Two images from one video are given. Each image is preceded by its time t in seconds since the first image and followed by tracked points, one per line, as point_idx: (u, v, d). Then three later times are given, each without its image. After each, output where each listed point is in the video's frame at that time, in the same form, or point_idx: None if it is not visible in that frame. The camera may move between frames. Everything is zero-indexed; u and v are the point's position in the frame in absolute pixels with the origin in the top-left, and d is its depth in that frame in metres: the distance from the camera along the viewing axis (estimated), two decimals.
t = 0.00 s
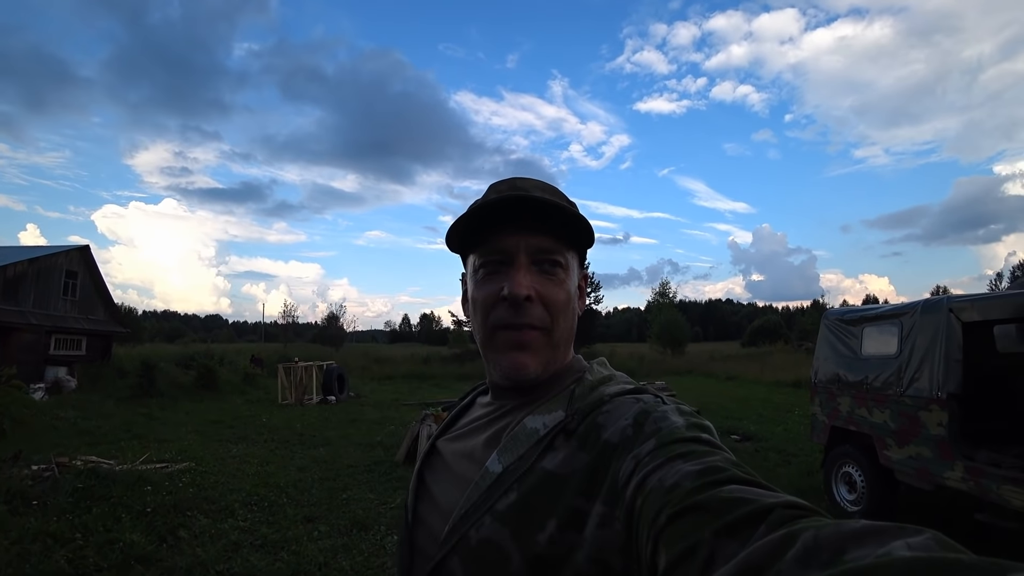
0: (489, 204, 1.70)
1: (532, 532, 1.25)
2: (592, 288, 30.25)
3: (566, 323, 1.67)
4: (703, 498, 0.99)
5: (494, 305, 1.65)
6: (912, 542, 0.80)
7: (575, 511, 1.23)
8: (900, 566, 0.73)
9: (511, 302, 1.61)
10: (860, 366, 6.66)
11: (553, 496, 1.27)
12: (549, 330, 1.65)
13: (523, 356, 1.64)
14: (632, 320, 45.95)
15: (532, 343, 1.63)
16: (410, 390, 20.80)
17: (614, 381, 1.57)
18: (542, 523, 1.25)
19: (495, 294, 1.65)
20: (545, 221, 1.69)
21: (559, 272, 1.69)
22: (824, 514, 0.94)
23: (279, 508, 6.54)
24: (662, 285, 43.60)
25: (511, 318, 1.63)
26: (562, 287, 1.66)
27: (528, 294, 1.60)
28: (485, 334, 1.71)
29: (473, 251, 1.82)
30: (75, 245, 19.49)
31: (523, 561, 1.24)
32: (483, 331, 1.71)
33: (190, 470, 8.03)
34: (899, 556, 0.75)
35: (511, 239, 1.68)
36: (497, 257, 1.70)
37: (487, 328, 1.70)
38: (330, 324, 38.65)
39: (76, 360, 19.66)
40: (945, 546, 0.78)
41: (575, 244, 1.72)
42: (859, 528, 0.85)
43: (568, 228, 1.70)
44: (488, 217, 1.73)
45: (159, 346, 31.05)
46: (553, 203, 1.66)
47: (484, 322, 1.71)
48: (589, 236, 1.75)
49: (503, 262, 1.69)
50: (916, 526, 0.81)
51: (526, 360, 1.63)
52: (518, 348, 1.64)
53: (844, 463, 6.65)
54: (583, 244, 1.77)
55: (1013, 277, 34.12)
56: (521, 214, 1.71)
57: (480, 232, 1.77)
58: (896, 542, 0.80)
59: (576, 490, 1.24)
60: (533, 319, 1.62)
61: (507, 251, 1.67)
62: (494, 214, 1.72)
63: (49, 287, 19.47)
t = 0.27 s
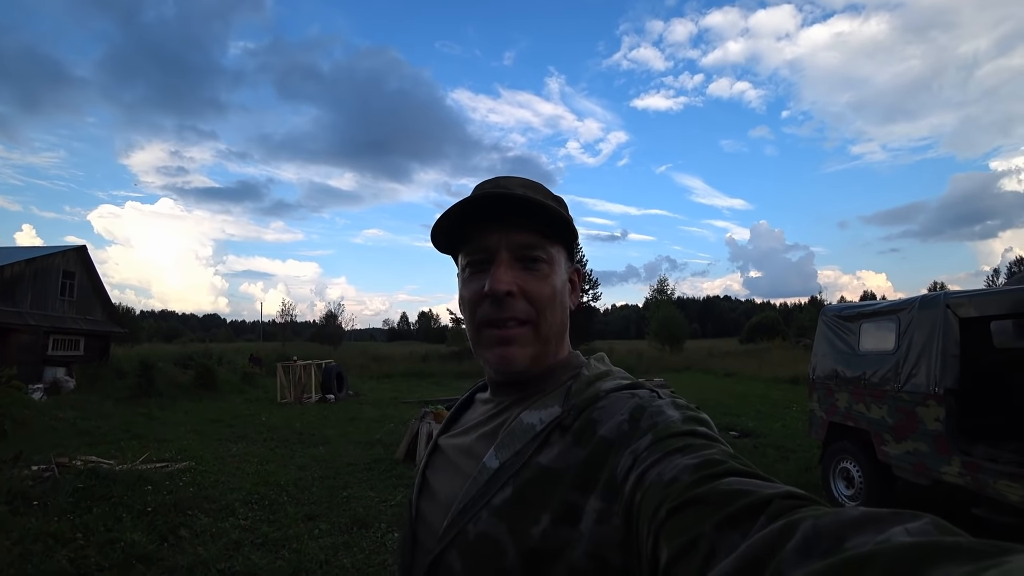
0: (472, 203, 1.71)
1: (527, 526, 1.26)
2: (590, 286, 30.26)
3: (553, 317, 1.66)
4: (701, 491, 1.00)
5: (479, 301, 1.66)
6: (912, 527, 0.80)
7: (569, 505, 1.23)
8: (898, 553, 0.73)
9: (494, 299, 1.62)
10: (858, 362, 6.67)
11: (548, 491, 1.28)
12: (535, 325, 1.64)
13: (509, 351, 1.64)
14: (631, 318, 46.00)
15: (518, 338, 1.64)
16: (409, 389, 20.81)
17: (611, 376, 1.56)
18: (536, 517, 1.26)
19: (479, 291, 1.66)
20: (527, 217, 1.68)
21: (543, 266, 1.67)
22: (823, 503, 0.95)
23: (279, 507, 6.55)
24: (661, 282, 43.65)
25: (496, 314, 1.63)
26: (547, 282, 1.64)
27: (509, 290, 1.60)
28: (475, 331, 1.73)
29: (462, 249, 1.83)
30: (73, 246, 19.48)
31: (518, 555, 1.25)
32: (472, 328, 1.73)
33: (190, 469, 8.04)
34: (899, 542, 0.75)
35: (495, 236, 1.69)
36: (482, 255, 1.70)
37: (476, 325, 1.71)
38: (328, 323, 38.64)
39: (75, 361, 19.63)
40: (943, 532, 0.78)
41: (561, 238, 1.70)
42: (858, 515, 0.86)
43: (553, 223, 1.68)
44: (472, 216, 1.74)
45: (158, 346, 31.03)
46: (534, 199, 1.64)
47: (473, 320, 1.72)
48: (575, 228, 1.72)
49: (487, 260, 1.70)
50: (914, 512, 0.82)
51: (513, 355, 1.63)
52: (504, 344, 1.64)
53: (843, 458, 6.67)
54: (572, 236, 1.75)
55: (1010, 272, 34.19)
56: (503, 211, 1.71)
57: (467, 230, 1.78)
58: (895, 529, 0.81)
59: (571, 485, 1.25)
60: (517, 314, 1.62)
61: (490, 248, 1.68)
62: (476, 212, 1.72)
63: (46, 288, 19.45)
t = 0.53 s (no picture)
0: (472, 199, 1.71)
1: (532, 521, 1.27)
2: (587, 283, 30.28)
3: (555, 311, 1.65)
4: (709, 492, 1.00)
5: (482, 297, 1.67)
6: (922, 530, 0.81)
7: (573, 501, 1.23)
8: (909, 554, 0.74)
9: (495, 294, 1.62)
10: (854, 364, 6.70)
11: (553, 486, 1.28)
12: (537, 319, 1.63)
13: (512, 345, 1.64)
14: (627, 316, 46.08)
15: (520, 332, 1.63)
16: (404, 384, 20.81)
17: (619, 372, 1.56)
18: (540, 513, 1.26)
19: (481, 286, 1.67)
20: (526, 211, 1.67)
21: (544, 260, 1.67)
22: (832, 504, 0.95)
23: (275, 499, 6.55)
24: (657, 280, 43.72)
25: (497, 309, 1.63)
26: (548, 276, 1.64)
27: (508, 285, 1.60)
28: (479, 326, 1.73)
29: (465, 245, 1.84)
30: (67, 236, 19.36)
31: (522, 550, 1.25)
32: (476, 324, 1.74)
33: (186, 461, 8.03)
34: (910, 545, 0.76)
35: (495, 231, 1.69)
36: (484, 251, 1.71)
37: (479, 320, 1.72)
38: (324, 316, 38.58)
39: (69, 351, 19.55)
40: (955, 534, 0.79)
41: (562, 232, 1.69)
42: (868, 517, 0.86)
43: (552, 216, 1.67)
44: (472, 212, 1.74)
45: (153, 337, 30.94)
46: (531, 193, 1.64)
47: (477, 315, 1.73)
48: (576, 221, 1.71)
49: (489, 255, 1.70)
50: (925, 515, 0.82)
51: (516, 349, 1.63)
52: (506, 338, 1.64)
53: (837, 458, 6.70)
54: (573, 230, 1.73)
55: (1004, 275, 34.36)
56: (502, 206, 1.70)
57: (469, 227, 1.79)
58: (906, 532, 0.81)
59: (575, 481, 1.25)
60: (518, 308, 1.62)
61: (491, 243, 1.69)
62: (476, 208, 1.73)
63: (40, 277, 19.34)
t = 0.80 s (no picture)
0: (480, 195, 1.70)
1: (536, 521, 1.26)
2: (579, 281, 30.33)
3: (563, 308, 1.65)
4: (713, 492, 0.99)
5: (490, 294, 1.66)
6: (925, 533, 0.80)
7: (577, 500, 1.23)
8: (911, 557, 0.74)
9: (504, 290, 1.61)
10: (844, 363, 6.75)
11: (556, 486, 1.28)
12: (546, 316, 1.63)
13: (520, 342, 1.64)
14: (618, 314, 46.21)
15: (528, 329, 1.63)
16: (396, 380, 20.78)
17: (622, 370, 1.56)
18: (544, 512, 1.26)
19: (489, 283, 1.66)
20: (535, 208, 1.67)
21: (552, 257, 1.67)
22: (835, 506, 0.95)
23: (266, 496, 6.51)
24: (649, 279, 43.85)
25: (506, 306, 1.63)
26: (556, 274, 1.64)
27: (518, 282, 1.60)
28: (485, 323, 1.73)
29: (470, 242, 1.83)
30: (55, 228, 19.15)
31: (526, 552, 1.25)
32: (483, 320, 1.73)
33: (176, 456, 7.98)
34: (912, 547, 0.76)
35: (503, 228, 1.68)
36: (492, 247, 1.70)
37: (486, 317, 1.71)
38: (316, 311, 38.43)
39: (56, 345, 19.35)
40: (957, 537, 0.78)
41: (570, 229, 1.69)
42: (870, 519, 0.86)
43: (561, 213, 1.68)
44: (479, 207, 1.74)
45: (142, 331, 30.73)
46: (541, 189, 1.64)
47: (482, 312, 1.72)
48: (583, 219, 1.72)
49: (497, 252, 1.69)
50: (927, 517, 0.82)
51: (524, 346, 1.63)
52: (515, 335, 1.64)
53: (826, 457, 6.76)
54: (580, 227, 1.74)
55: (992, 277, 34.73)
56: (511, 201, 1.70)
57: (475, 223, 1.78)
58: (908, 534, 0.81)
59: (579, 480, 1.25)
60: (527, 305, 1.61)
61: (500, 239, 1.68)
62: (484, 204, 1.72)
63: (26, 270, 19.12)
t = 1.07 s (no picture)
0: (479, 188, 1.70)
1: (539, 520, 1.26)
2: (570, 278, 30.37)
3: (560, 304, 1.65)
4: (714, 490, 1.00)
5: (487, 288, 1.66)
6: (928, 534, 0.80)
7: (581, 498, 1.23)
8: (913, 558, 0.74)
9: (501, 284, 1.62)
10: (834, 360, 6.80)
11: (559, 484, 1.28)
12: (543, 311, 1.63)
13: (516, 337, 1.64)
14: (609, 311, 46.35)
15: (524, 324, 1.63)
16: (386, 377, 20.72)
17: (623, 369, 1.56)
18: (547, 511, 1.25)
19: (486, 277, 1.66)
20: (534, 202, 1.67)
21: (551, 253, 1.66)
22: (837, 505, 0.95)
23: (257, 494, 6.48)
24: (639, 276, 44.00)
25: (503, 300, 1.63)
26: (555, 269, 1.64)
27: (515, 276, 1.60)
28: (483, 318, 1.73)
29: (470, 236, 1.83)
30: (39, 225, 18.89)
31: (528, 550, 1.25)
32: (480, 314, 1.73)
33: (164, 456, 7.92)
34: (915, 548, 0.76)
35: (502, 222, 1.68)
36: (490, 241, 1.71)
37: (483, 311, 1.71)
38: (305, 309, 38.22)
39: (41, 343, 19.11)
40: (961, 539, 0.78)
41: (569, 225, 1.69)
42: (873, 519, 0.86)
43: (560, 209, 1.67)
44: (479, 201, 1.74)
45: (129, 328, 30.43)
46: (540, 183, 1.63)
47: (480, 306, 1.72)
48: (584, 215, 1.71)
49: (494, 246, 1.70)
50: (931, 518, 0.82)
51: (519, 341, 1.63)
52: (511, 330, 1.64)
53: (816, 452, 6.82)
54: (581, 224, 1.73)
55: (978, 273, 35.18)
56: (511, 195, 1.70)
57: (475, 217, 1.78)
58: (911, 535, 0.81)
59: (582, 478, 1.25)
60: (523, 300, 1.61)
61: (497, 233, 1.68)
62: (483, 197, 1.72)
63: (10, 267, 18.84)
